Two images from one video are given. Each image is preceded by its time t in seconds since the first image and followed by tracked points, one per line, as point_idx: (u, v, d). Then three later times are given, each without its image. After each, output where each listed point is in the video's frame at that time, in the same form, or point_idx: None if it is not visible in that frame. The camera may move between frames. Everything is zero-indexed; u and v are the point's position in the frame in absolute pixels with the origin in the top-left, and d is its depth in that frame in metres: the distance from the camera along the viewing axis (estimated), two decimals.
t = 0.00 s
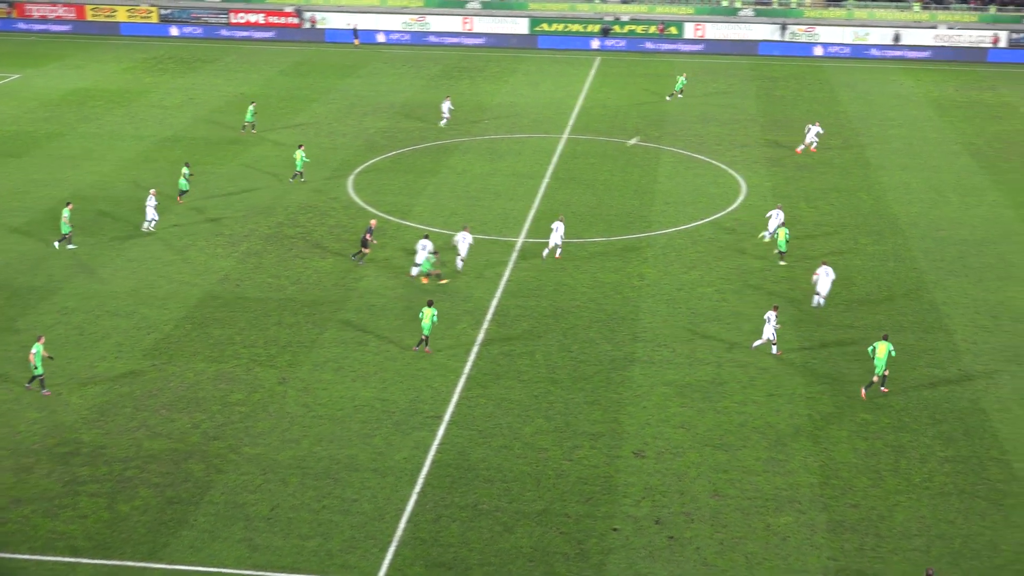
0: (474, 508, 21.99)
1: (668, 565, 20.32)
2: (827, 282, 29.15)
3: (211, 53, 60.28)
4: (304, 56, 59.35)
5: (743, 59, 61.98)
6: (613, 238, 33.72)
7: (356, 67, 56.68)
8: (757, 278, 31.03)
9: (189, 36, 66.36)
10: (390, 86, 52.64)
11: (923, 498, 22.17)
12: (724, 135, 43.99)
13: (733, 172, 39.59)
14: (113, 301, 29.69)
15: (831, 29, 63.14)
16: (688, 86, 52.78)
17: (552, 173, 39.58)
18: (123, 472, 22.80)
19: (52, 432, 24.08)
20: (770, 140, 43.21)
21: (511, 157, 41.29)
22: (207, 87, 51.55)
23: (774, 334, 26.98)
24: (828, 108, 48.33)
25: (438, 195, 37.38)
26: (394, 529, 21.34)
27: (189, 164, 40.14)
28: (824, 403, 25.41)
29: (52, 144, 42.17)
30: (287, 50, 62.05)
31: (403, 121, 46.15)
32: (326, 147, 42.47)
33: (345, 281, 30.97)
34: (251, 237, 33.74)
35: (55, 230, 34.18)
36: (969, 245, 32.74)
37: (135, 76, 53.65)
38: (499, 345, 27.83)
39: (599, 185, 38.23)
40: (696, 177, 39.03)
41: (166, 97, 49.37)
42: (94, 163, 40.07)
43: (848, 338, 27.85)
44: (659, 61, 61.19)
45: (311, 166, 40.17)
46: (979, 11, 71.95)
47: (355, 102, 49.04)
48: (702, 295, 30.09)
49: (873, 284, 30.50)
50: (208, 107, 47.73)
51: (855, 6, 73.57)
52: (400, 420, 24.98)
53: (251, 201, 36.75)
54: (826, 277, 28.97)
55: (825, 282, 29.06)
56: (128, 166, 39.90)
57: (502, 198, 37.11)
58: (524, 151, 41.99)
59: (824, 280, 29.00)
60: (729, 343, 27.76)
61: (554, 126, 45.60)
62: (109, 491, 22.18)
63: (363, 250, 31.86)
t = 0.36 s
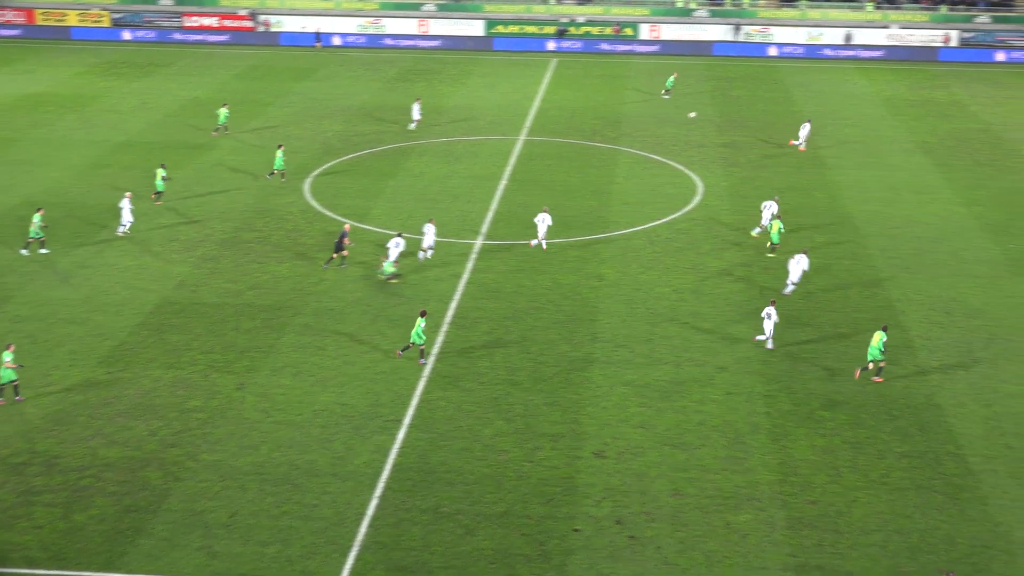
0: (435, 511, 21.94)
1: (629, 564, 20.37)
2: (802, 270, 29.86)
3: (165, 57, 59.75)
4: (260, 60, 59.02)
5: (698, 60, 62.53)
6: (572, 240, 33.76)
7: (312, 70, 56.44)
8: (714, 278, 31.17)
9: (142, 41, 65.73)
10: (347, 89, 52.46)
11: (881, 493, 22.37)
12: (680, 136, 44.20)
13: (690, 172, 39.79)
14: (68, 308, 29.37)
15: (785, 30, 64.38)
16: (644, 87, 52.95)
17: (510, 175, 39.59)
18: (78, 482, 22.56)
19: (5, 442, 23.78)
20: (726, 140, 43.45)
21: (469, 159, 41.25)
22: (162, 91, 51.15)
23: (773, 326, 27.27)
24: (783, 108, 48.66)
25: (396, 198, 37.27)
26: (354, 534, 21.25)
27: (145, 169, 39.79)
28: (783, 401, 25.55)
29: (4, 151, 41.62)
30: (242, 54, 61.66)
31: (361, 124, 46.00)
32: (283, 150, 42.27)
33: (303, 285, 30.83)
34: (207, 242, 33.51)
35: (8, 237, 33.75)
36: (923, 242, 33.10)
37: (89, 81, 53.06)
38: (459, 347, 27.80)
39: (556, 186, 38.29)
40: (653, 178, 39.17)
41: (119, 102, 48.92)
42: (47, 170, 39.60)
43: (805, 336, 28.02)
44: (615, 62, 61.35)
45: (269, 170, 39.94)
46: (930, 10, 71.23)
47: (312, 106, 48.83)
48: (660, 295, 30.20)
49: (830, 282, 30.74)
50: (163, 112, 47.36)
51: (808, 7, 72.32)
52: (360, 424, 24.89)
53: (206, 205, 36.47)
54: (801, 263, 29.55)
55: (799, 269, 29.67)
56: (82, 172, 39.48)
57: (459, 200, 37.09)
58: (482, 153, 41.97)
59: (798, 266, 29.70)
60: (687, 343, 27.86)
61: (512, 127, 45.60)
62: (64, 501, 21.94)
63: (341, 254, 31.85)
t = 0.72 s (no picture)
0: (394, 516, 21.86)
1: (589, 565, 20.39)
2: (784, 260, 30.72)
3: (115, 62, 59.18)
4: (211, 64, 58.74)
5: (651, 61, 63.40)
6: (528, 242, 33.79)
7: (265, 74, 56.20)
8: (670, 278, 31.31)
9: (91, 45, 65.06)
10: (300, 93, 52.20)
11: (838, 490, 22.55)
12: (634, 137, 44.41)
13: (644, 173, 39.97)
14: (20, 317, 28.99)
15: (737, 31, 65.61)
16: (598, 89, 53.18)
17: (465, 177, 39.58)
18: (31, 493, 22.26)
19: None
20: (680, 141, 43.72)
21: (423, 162, 41.20)
22: (112, 97, 50.64)
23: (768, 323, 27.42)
24: (736, 108, 49.03)
25: (351, 202, 37.13)
26: (313, 540, 21.13)
27: (96, 176, 39.36)
28: (739, 399, 25.70)
29: None
30: (192, 58, 61.26)
31: (314, 128, 45.81)
32: (236, 155, 41.99)
33: (258, 290, 30.64)
34: (160, 249, 33.21)
35: None
36: (876, 240, 33.47)
37: (38, 88, 52.39)
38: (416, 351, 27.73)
39: (511, 189, 38.31)
40: (607, 179, 39.30)
41: (69, 108, 48.38)
42: None
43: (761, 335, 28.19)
44: (569, 64, 61.58)
45: (223, 176, 39.66)
46: (879, 11, 72.04)
47: (264, 110, 48.57)
48: (616, 296, 30.29)
49: (784, 281, 30.98)
50: (113, 118, 46.90)
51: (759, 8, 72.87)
52: (317, 429, 24.76)
53: (159, 212, 36.16)
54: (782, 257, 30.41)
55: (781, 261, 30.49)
56: (33, 179, 38.98)
57: (414, 203, 37.03)
58: (437, 157, 41.91)
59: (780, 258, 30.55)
60: (644, 344, 27.97)
61: (466, 130, 45.61)
62: (16, 513, 21.63)
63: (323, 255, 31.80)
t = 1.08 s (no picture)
0: (358, 521, 21.77)
1: (554, 567, 20.39)
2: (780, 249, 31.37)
3: (71, 67, 58.75)
4: (168, 68, 58.56)
5: (612, 62, 64.18)
6: (489, 245, 33.83)
7: (223, 79, 56.04)
8: (632, 280, 31.40)
9: (25, 50, 65.22)
10: (260, 97, 51.98)
11: (800, 488, 22.69)
12: (594, 139, 44.57)
13: (605, 175, 40.12)
14: None
15: (695, 32, 65.89)
16: (558, 91, 53.39)
17: (427, 181, 39.56)
18: None
19: None
20: (640, 143, 43.92)
21: (384, 166, 41.13)
22: (68, 102, 50.22)
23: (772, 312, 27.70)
24: (696, 110, 49.32)
25: (312, 206, 37.02)
26: (277, 547, 21.01)
27: (54, 182, 38.99)
28: (701, 399, 25.80)
29: None
30: (150, 63, 61.02)
31: (274, 132, 45.67)
32: (196, 160, 41.77)
33: (219, 296, 30.47)
34: (119, 255, 32.95)
35: None
36: (836, 240, 33.73)
37: None
38: (378, 355, 27.67)
39: (472, 192, 38.32)
40: (567, 182, 39.38)
41: (24, 113, 47.94)
42: None
43: (723, 335, 28.31)
44: (528, 66, 61.83)
45: (182, 181, 39.41)
46: (836, 12, 72.69)
47: (222, 115, 48.38)
48: (578, 298, 30.34)
49: (745, 281, 31.14)
50: (69, 123, 46.52)
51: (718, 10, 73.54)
52: (280, 435, 24.64)
53: (120, 218, 35.88)
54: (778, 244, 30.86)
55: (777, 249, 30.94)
56: None
57: (375, 206, 36.97)
58: (398, 160, 41.87)
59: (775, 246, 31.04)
60: (606, 345, 28.03)
61: (427, 133, 45.62)
62: None
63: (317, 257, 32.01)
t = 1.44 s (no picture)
0: (331, 526, 21.69)
1: (527, 571, 20.39)
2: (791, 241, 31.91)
3: (36, 72, 58.23)
4: (135, 73, 58.16)
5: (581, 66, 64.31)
6: (460, 249, 33.80)
7: (190, 84, 55.75)
8: (602, 282, 31.44)
9: None
10: (228, 102, 51.78)
11: (772, 489, 22.79)
12: (564, 142, 44.60)
13: (575, 178, 40.17)
14: None
15: (664, 35, 65.83)
16: (527, 95, 53.43)
17: (397, 185, 39.49)
18: None
19: None
20: (610, 146, 44.01)
21: (354, 170, 41.02)
22: (34, 107, 49.82)
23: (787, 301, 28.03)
24: (665, 112, 49.46)
25: (281, 211, 36.87)
26: (248, 554, 20.89)
27: (20, 189, 38.66)
28: (673, 401, 25.86)
29: None
30: (117, 68, 60.59)
31: (242, 138, 45.48)
32: (163, 166, 41.52)
33: (188, 302, 30.29)
34: (86, 262, 32.71)
35: None
36: (805, 241, 33.91)
37: None
38: (349, 360, 27.58)
39: (442, 195, 38.28)
40: (537, 185, 39.40)
41: None
42: None
43: (693, 336, 28.39)
44: (497, 70, 61.94)
45: (150, 187, 39.17)
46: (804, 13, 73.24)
47: (190, 120, 48.13)
48: (549, 301, 30.36)
49: (715, 282, 31.23)
50: (35, 129, 46.13)
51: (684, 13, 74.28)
52: (251, 441, 24.52)
53: (87, 224, 35.62)
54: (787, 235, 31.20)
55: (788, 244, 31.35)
56: None
57: (344, 211, 36.87)
58: (367, 164, 41.76)
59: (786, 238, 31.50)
60: (578, 348, 28.05)
61: (397, 137, 45.52)
62: None
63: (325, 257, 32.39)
